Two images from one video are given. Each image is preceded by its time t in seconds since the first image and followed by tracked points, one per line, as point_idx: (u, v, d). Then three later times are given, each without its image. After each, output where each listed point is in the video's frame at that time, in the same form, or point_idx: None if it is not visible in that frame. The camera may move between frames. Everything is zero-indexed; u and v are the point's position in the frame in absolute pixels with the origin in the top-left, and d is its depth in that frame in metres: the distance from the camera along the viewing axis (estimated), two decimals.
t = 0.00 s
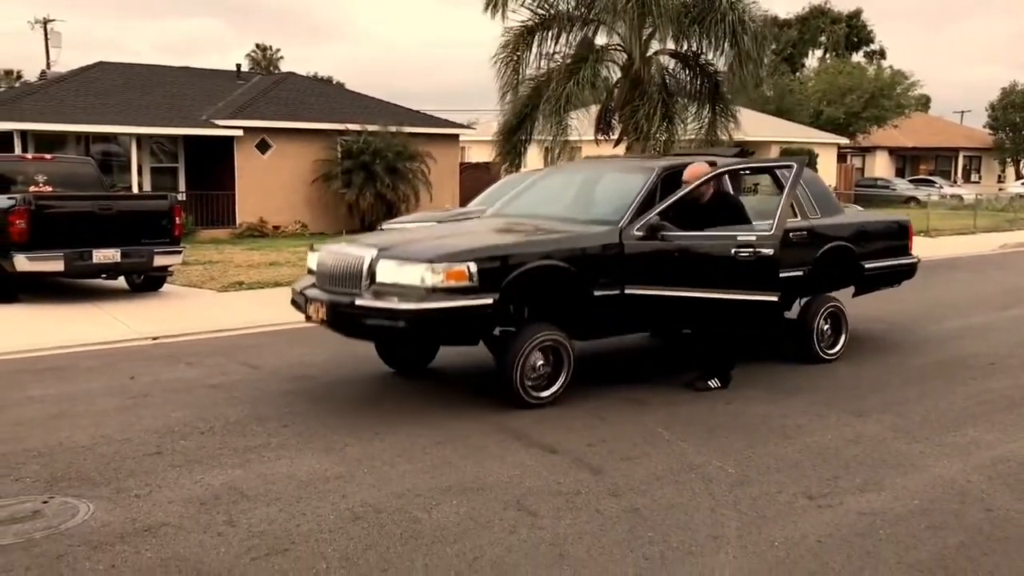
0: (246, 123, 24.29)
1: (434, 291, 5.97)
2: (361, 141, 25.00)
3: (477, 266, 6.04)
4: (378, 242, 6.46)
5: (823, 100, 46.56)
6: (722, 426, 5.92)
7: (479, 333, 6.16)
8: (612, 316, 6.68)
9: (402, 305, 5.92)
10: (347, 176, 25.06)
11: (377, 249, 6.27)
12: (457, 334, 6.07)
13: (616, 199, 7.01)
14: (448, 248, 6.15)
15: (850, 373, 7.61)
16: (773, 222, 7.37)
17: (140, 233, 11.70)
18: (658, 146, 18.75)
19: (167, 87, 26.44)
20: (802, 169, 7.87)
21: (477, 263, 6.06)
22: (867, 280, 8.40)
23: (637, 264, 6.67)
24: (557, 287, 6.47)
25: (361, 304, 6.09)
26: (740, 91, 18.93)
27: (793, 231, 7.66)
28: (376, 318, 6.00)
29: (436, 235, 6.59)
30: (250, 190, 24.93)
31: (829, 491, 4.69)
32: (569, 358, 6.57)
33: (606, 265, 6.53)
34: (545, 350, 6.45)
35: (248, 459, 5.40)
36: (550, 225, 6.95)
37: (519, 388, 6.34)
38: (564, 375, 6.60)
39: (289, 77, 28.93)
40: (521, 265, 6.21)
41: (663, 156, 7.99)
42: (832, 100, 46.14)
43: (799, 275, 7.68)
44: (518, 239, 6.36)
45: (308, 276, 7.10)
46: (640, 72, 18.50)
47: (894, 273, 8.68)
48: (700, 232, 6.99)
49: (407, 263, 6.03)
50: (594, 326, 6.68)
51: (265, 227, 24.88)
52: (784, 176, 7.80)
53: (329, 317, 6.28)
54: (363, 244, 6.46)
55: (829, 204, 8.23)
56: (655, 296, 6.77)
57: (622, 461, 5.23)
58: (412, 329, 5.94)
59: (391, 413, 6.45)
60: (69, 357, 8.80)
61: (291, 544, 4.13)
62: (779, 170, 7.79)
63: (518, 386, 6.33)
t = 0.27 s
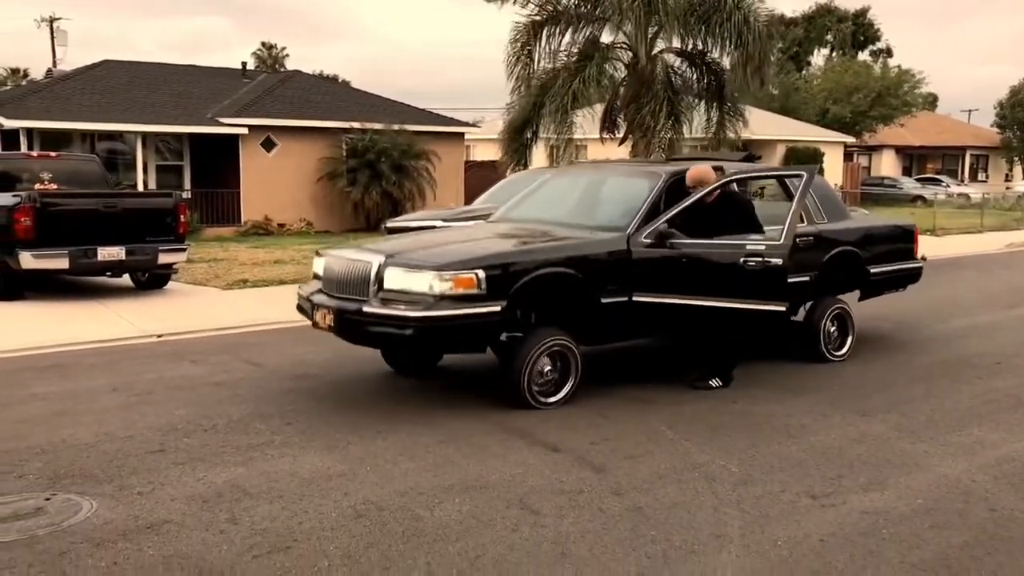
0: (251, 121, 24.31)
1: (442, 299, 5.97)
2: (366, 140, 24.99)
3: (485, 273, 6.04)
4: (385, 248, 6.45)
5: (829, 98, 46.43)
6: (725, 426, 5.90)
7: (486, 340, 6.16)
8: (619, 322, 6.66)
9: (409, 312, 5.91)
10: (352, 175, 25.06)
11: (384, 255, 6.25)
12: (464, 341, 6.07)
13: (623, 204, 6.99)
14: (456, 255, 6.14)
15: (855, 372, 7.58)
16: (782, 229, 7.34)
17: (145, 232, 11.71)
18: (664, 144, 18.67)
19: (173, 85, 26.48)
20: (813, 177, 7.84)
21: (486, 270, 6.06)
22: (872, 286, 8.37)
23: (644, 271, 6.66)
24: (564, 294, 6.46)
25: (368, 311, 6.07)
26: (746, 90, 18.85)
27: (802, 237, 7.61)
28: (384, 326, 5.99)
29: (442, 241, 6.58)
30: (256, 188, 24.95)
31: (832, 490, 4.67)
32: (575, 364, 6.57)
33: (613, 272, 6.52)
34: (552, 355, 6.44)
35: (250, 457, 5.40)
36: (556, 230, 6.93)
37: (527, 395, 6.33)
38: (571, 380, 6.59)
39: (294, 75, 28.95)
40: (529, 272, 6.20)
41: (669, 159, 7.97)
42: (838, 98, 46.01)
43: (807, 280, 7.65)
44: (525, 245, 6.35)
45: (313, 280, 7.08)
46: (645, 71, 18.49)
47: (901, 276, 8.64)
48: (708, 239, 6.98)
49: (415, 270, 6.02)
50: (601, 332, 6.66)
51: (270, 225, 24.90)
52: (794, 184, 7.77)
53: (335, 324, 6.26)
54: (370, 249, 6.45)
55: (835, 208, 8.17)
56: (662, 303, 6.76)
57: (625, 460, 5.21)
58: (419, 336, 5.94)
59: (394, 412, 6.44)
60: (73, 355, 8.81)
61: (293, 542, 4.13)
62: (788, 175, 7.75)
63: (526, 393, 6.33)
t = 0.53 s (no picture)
0: (256, 120, 24.34)
1: (444, 290, 5.96)
2: (371, 139, 25.00)
3: (488, 265, 6.02)
4: (389, 240, 6.45)
5: (835, 98, 46.31)
6: (730, 425, 5.89)
7: (490, 333, 6.15)
8: (623, 315, 6.65)
9: (412, 303, 5.90)
10: (357, 174, 25.09)
11: (387, 248, 6.25)
12: (468, 333, 6.06)
13: (628, 198, 6.99)
14: (459, 246, 6.13)
15: (860, 371, 7.56)
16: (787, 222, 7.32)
17: (150, 230, 11.72)
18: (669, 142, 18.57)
19: (179, 84, 26.52)
20: (815, 169, 7.85)
21: (488, 262, 6.04)
22: (878, 282, 8.34)
23: (648, 264, 6.64)
24: (568, 287, 6.46)
25: (371, 303, 6.07)
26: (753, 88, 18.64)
27: (805, 231, 7.57)
28: (387, 317, 5.99)
29: (446, 234, 6.57)
30: (261, 187, 24.97)
31: (837, 490, 4.66)
32: (579, 357, 6.56)
33: (617, 265, 6.51)
34: (556, 349, 6.43)
35: (255, 455, 5.40)
36: (562, 224, 6.94)
37: (531, 388, 6.33)
38: (575, 374, 6.59)
39: (300, 74, 28.97)
40: (533, 264, 6.20)
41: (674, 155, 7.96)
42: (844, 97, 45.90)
43: (810, 276, 7.63)
44: (530, 238, 6.34)
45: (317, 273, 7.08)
46: (650, 69, 18.48)
47: (905, 275, 8.62)
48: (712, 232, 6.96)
49: (417, 261, 6.01)
50: (605, 325, 6.66)
51: (276, 224, 24.94)
52: (796, 176, 7.78)
53: (338, 315, 6.26)
54: (374, 241, 6.44)
55: (839, 203, 8.16)
56: (667, 296, 6.75)
57: (629, 459, 5.20)
58: (423, 328, 5.94)
59: (398, 410, 6.44)
60: (78, 354, 8.83)
61: (296, 540, 4.13)
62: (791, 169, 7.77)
63: (530, 386, 6.32)
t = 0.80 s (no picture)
0: (262, 120, 24.37)
1: (451, 287, 5.97)
2: (376, 139, 25.02)
3: (495, 263, 6.03)
4: (395, 237, 6.46)
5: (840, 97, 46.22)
6: (734, 425, 5.89)
7: (495, 331, 6.15)
8: (628, 314, 6.65)
9: (419, 300, 5.91)
10: (362, 174, 25.10)
11: (394, 245, 6.26)
12: (473, 331, 6.07)
13: (635, 196, 6.98)
14: (466, 243, 6.14)
15: (865, 372, 7.55)
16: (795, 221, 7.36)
17: (156, 230, 11.75)
18: (676, 142, 18.56)
19: (184, 84, 26.56)
20: (823, 168, 7.86)
21: (495, 260, 6.05)
22: (884, 280, 8.34)
23: (654, 261, 6.64)
24: (574, 284, 6.46)
25: (377, 299, 6.08)
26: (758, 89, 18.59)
27: (813, 230, 7.56)
28: (393, 314, 6.00)
29: (452, 232, 6.58)
30: (267, 186, 25.00)
31: (842, 491, 4.65)
32: (585, 357, 6.56)
33: (623, 263, 6.51)
34: (561, 348, 6.43)
35: (260, 455, 5.41)
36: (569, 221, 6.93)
37: (536, 387, 6.32)
38: (579, 373, 6.58)
39: (305, 73, 29.00)
40: (540, 261, 6.20)
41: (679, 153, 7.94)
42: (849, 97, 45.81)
43: (819, 274, 7.60)
44: (536, 235, 6.35)
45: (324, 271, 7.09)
46: (654, 69, 18.53)
47: (911, 273, 8.60)
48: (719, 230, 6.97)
49: (424, 257, 6.02)
50: (610, 323, 6.65)
51: (281, 223, 24.96)
52: (804, 176, 7.79)
53: (344, 312, 6.27)
54: (381, 238, 6.46)
55: (846, 201, 8.16)
56: (672, 293, 6.75)
57: (633, 459, 5.21)
58: (429, 325, 5.94)
59: (403, 409, 6.45)
60: (83, 353, 8.86)
61: (301, 540, 4.14)
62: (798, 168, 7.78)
63: (535, 385, 6.32)
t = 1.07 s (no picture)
0: (267, 120, 24.40)
1: (454, 289, 5.97)
2: (380, 139, 25.04)
3: (498, 265, 6.02)
4: (399, 240, 6.46)
5: (845, 98, 46.15)
6: (737, 426, 5.89)
7: (498, 333, 6.15)
8: (630, 318, 6.65)
9: (422, 302, 5.92)
10: (367, 174, 25.12)
11: (398, 246, 6.26)
12: (476, 333, 6.06)
13: (639, 199, 6.98)
14: (470, 246, 6.13)
15: (869, 372, 7.54)
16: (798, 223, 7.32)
17: (161, 230, 11.76)
18: (681, 143, 18.53)
19: (189, 84, 26.61)
20: (827, 171, 7.82)
21: (499, 262, 6.04)
22: (889, 284, 8.32)
23: (658, 264, 6.63)
24: (578, 287, 6.46)
25: (381, 300, 6.08)
26: (764, 91, 18.56)
27: (816, 234, 7.55)
28: (397, 315, 6.00)
29: (456, 234, 6.57)
30: (271, 187, 25.03)
31: (845, 491, 4.65)
32: (588, 359, 6.56)
33: (627, 267, 6.51)
34: (564, 350, 6.44)
35: (263, 455, 5.42)
36: (573, 225, 6.92)
37: (539, 389, 6.32)
38: (582, 375, 6.59)
39: (309, 74, 29.02)
40: (543, 263, 6.19)
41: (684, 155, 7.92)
42: (854, 96, 45.73)
43: (822, 278, 7.61)
44: (540, 238, 6.34)
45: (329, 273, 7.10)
46: (659, 69, 18.46)
47: (916, 276, 8.57)
48: (722, 233, 6.95)
49: (427, 259, 6.02)
50: (613, 327, 6.65)
51: (286, 223, 25.00)
52: (808, 178, 7.77)
53: (348, 314, 6.27)
54: (385, 240, 6.46)
55: (851, 204, 8.15)
56: (676, 297, 6.74)
57: (636, 460, 5.20)
58: (432, 327, 5.94)
59: (407, 409, 6.46)
60: (88, 352, 8.87)
61: (304, 539, 4.14)
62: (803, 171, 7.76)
63: (538, 387, 6.31)
